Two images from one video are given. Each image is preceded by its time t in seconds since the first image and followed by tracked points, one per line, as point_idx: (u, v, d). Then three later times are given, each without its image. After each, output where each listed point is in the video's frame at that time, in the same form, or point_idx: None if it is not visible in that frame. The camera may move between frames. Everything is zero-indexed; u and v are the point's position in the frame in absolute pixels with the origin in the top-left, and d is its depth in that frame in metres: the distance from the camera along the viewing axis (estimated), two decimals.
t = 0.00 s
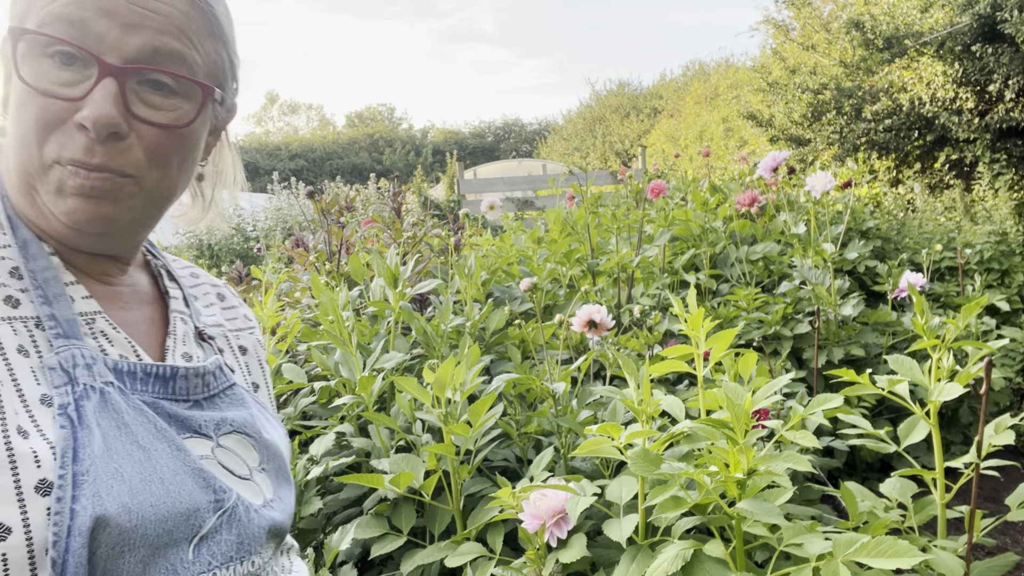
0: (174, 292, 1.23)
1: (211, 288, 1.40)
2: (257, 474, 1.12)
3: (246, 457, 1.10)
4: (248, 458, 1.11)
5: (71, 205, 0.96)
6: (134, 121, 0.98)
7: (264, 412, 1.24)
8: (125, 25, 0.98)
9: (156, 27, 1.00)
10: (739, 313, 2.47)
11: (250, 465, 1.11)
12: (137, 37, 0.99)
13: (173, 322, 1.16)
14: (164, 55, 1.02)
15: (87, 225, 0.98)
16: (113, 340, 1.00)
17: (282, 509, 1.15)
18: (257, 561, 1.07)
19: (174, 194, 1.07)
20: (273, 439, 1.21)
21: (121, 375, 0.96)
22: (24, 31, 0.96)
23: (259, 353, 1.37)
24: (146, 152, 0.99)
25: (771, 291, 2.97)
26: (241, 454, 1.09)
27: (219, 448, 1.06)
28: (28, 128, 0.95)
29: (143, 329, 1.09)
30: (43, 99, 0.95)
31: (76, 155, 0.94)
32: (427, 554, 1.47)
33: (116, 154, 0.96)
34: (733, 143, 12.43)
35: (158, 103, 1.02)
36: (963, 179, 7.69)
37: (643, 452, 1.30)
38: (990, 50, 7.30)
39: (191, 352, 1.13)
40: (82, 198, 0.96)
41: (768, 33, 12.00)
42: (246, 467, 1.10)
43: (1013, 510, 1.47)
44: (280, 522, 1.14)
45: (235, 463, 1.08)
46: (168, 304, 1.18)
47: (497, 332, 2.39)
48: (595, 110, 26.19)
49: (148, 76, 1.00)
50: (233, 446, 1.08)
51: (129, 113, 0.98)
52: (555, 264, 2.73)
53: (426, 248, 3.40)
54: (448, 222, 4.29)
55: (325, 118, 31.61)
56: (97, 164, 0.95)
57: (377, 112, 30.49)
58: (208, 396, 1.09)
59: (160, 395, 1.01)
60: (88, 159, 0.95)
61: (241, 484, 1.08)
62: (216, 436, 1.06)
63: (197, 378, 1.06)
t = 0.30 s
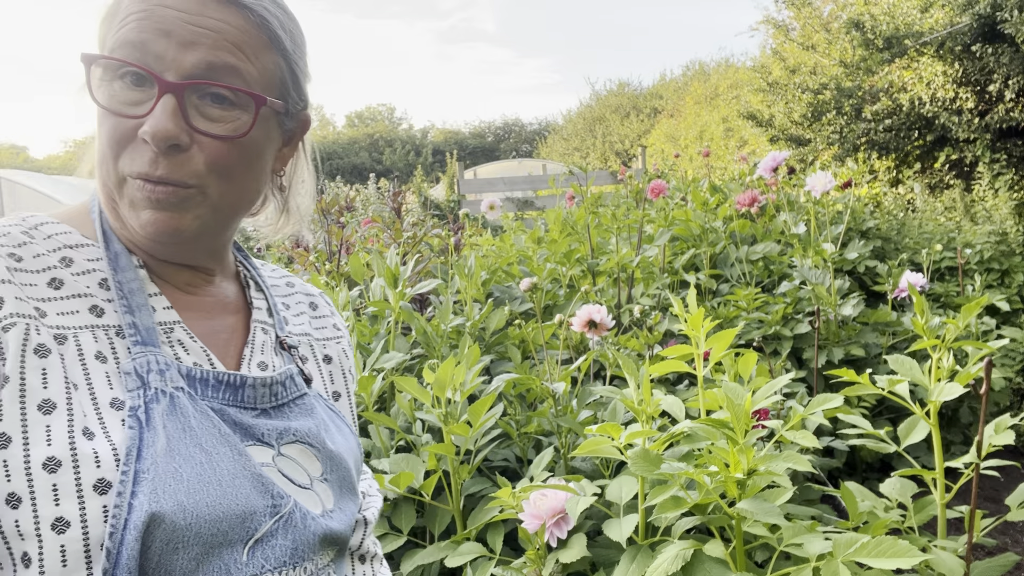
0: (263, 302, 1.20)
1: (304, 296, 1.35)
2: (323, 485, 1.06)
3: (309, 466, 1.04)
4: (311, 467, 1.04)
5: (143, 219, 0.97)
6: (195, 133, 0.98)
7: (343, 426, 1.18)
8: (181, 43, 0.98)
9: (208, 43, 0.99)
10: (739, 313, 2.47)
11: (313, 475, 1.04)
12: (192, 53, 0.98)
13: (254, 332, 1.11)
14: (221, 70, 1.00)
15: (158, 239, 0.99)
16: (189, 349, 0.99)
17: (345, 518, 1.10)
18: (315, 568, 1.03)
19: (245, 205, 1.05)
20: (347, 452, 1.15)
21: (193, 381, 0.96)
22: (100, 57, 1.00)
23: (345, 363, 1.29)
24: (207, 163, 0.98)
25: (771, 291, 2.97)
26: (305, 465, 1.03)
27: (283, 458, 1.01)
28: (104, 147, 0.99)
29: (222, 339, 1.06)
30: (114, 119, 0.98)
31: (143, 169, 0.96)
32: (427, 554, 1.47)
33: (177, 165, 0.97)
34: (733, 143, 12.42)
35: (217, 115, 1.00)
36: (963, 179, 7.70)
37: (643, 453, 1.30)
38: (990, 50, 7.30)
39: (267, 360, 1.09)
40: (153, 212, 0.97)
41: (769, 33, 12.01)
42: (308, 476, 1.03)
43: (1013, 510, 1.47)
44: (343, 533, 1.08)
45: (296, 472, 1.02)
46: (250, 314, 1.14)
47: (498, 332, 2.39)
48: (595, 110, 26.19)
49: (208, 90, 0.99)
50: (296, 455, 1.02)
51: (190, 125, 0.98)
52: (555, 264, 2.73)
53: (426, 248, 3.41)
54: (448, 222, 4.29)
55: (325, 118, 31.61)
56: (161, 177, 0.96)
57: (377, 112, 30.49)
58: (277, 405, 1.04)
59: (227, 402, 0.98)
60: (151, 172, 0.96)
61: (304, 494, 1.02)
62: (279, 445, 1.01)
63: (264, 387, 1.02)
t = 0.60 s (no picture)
0: (315, 301, 1.17)
1: (363, 295, 1.31)
2: (361, 487, 1.00)
3: (347, 467, 0.99)
4: (349, 467, 0.99)
5: (200, 212, 0.97)
6: (245, 125, 0.97)
7: (392, 428, 1.14)
8: (228, 38, 0.97)
9: (253, 36, 0.97)
10: (739, 313, 2.47)
11: (351, 476, 0.99)
12: (238, 47, 0.97)
13: (302, 331, 1.08)
14: (267, 62, 0.99)
15: (214, 232, 0.98)
16: (234, 347, 0.97)
17: (383, 522, 1.04)
18: (347, 571, 0.97)
19: (297, 198, 1.04)
20: (393, 454, 1.09)
21: (235, 379, 0.93)
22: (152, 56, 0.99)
23: (399, 365, 1.24)
24: (260, 153, 0.98)
25: (771, 291, 2.97)
26: (343, 466, 0.98)
27: (320, 458, 0.96)
28: (159, 143, 0.98)
29: (272, 337, 1.04)
30: (167, 116, 0.97)
31: (199, 163, 0.95)
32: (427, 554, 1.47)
33: (230, 157, 0.96)
34: (733, 143, 12.42)
35: (266, 107, 0.99)
36: (963, 179, 7.70)
37: (643, 453, 1.30)
38: (990, 50, 7.29)
39: (313, 360, 1.05)
40: (209, 205, 0.96)
41: (769, 33, 12.02)
42: (345, 477, 0.98)
43: (1012, 510, 1.47)
44: (380, 537, 1.03)
45: (332, 473, 0.97)
46: (301, 313, 1.11)
47: (498, 332, 2.39)
48: (595, 110, 26.20)
49: (256, 82, 0.98)
50: (332, 455, 0.97)
51: (240, 117, 0.97)
52: (554, 264, 2.73)
53: (426, 248, 3.41)
54: (448, 222, 4.30)
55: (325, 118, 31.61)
56: (217, 169, 0.96)
57: (377, 112, 30.50)
58: (318, 405, 1.00)
59: (267, 400, 0.95)
60: (207, 165, 0.95)
61: (340, 496, 0.97)
62: (315, 444, 0.96)
63: (304, 387, 0.99)
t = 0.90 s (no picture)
0: (329, 302, 1.14)
1: (387, 297, 1.27)
2: (360, 492, 0.98)
3: (343, 471, 0.97)
4: (347, 473, 0.97)
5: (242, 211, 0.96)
6: (284, 123, 0.97)
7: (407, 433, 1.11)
8: (265, 38, 0.98)
9: (289, 36, 0.99)
10: (739, 313, 2.47)
11: (348, 482, 0.97)
12: (274, 47, 0.98)
13: (310, 333, 1.07)
14: (301, 61, 1.00)
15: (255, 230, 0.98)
16: (234, 348, 0.97)
17: (384, 529, 1.01)
18: None
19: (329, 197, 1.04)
20: (400, 459, 1.07)
21: (230, 381, 0.93)
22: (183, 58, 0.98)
23: (418, 371, 1.20)
24: (298, 150, 0.98)
25: (771, 291, 2.97)
26: (338, 471, 0.96)
27: (314, 463, 0.94)
28: (190, 144, 0.97)
29: (278, 338, 1.03)
30: (200, 116, 0.96)
31: (241, 160, 0.95)
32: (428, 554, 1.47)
33: (270, 155, 0.96)
34: (733, 143, 12.42)
35: (302, 105, 0.99)
36: (963, 179, 7.69)
37: (643, 452, 1.30)
38: (990, 50, 7.29)
39: (319, 362, 1.04)
40: (251, 203, 0.96)
41: (769, 33, 12.04)
42: (341, 482, 0.97)
43: (1013, 510, 1.47)
44: (379, 544, 1.00)
45: (327, 477, 0.95)
46: (311, 316, 1.10)
47: (498, 332, 2.39)
48: (594, 110, 26.20)
49: (291, 81, 0.99)
50: (328, 460, 0.96)
51: (280, 116, 0.97)
52: (555, 264, 2.72)
53: (426, 248, 3.41)
54: (448, 222, 4.30)
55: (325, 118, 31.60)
56: (258, 167, 0.96)
57: (377, 112, 30.50)
58: (317, 408, 0.99)
59: (262, 403, 0.94)
60: (250, 162, 0.95)
61: (334, 502, 0.95)
62: (309, 449, 0.95)
63: (300, 390, 0.97)
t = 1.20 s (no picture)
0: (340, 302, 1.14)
1: (401, 292, 1.26)
2: (364, 497, 0.98)
3: (347, 477, 0.96)
4: (350, 478, 0.96)
5: (252, 204, 0.96)
6: (291, 113, 0.97)
7: (417, 435, 1.10)
8: (269, 26, 0.98)
9: (293, 24, 0.99)
10: (739, 313, 2.47)
11: (351, 487, 0.97)
12: (279, 35, 0.98)
13: (318, 336, 1.07)
14: (307, 49, 1.00)
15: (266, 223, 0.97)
16: (239, 352, 0.98)
17: (388, 534, 1.00)
18: None
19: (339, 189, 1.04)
20: (410, 464, 1.06)
21: (234, 385, 0.93)
22: (188, 53, 0.98)
23: (432, 365, 1.19)
24: (306, 141, 0.98)
25: (771, 291, 2.97)
26: (341, 474, 0.96)
27: (317, 468, 0.94)
28: (199, 138, 0.97)
29: (287, 344, 1.04)
30: (208, 110, 0.96)
31: (249, 152, 0.95)
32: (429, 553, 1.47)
33: (280, 145, 0.96)
34: (733, 143, 12.42)
35: (309, 94, 0.99)
36: (963, 179, 7.68)
37: (643, 453, 1.30)
38: (990, 50, 7.27)
39: (324, 366, 1.03)
40: (261, 195, 0.96)
41: (769, 33, 12.05)
42: (344, 487, 0.96)
43: (1013, 510, 1.47)
44: (383, 550, 0.99)
45: (329, 482, 0.95)
46: (319, 319, 1.09)
47: (498, 332, 2.39)
48: (594, 110, 26.21)
49: (298, 69, 0.99)
50: (331, 465, 0.95)
51: (286, 103, 0.97)
52: (555, 264, 2.72)
53: (427, 248, 3.42)
54: (448, 222, 4.30)
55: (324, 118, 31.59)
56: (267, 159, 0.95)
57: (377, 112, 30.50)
58: (321, 412, 0.98)
59: (264, 407, 0.94)
60: (258, 154, 0.95)
61: (337, 507, 0.95)
62: (311, 454, 0.94)
63: (303, 394, 0.97)
